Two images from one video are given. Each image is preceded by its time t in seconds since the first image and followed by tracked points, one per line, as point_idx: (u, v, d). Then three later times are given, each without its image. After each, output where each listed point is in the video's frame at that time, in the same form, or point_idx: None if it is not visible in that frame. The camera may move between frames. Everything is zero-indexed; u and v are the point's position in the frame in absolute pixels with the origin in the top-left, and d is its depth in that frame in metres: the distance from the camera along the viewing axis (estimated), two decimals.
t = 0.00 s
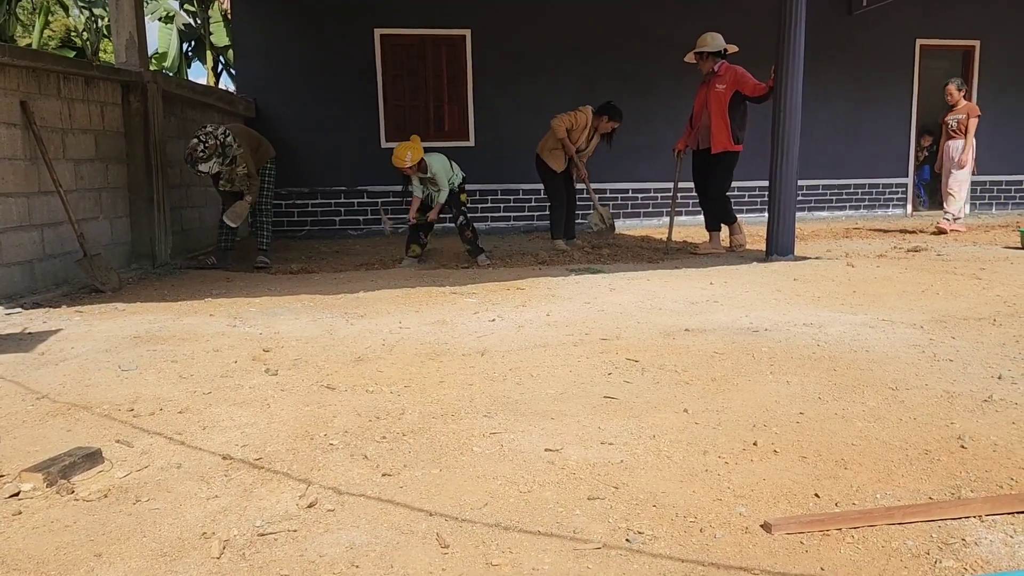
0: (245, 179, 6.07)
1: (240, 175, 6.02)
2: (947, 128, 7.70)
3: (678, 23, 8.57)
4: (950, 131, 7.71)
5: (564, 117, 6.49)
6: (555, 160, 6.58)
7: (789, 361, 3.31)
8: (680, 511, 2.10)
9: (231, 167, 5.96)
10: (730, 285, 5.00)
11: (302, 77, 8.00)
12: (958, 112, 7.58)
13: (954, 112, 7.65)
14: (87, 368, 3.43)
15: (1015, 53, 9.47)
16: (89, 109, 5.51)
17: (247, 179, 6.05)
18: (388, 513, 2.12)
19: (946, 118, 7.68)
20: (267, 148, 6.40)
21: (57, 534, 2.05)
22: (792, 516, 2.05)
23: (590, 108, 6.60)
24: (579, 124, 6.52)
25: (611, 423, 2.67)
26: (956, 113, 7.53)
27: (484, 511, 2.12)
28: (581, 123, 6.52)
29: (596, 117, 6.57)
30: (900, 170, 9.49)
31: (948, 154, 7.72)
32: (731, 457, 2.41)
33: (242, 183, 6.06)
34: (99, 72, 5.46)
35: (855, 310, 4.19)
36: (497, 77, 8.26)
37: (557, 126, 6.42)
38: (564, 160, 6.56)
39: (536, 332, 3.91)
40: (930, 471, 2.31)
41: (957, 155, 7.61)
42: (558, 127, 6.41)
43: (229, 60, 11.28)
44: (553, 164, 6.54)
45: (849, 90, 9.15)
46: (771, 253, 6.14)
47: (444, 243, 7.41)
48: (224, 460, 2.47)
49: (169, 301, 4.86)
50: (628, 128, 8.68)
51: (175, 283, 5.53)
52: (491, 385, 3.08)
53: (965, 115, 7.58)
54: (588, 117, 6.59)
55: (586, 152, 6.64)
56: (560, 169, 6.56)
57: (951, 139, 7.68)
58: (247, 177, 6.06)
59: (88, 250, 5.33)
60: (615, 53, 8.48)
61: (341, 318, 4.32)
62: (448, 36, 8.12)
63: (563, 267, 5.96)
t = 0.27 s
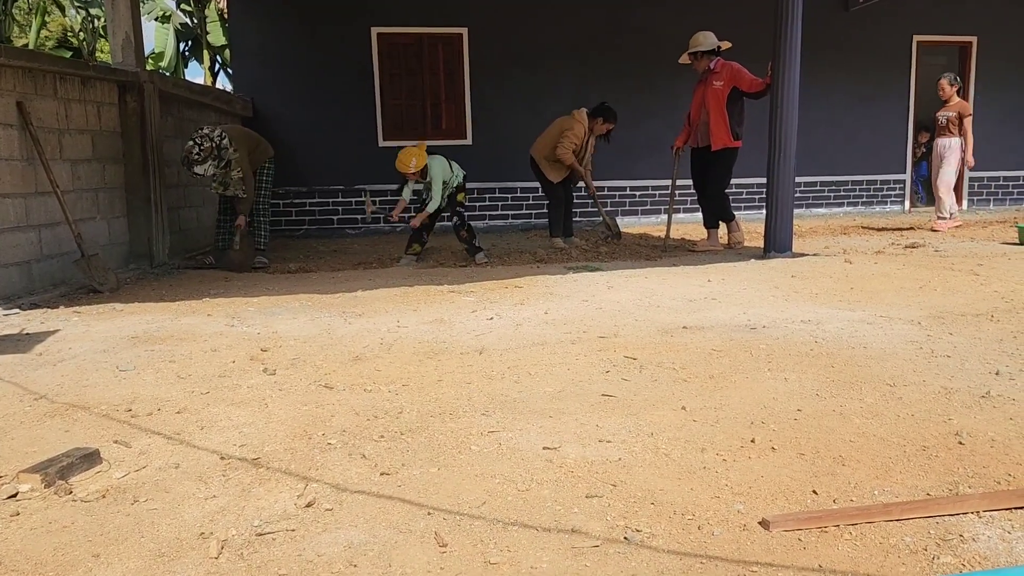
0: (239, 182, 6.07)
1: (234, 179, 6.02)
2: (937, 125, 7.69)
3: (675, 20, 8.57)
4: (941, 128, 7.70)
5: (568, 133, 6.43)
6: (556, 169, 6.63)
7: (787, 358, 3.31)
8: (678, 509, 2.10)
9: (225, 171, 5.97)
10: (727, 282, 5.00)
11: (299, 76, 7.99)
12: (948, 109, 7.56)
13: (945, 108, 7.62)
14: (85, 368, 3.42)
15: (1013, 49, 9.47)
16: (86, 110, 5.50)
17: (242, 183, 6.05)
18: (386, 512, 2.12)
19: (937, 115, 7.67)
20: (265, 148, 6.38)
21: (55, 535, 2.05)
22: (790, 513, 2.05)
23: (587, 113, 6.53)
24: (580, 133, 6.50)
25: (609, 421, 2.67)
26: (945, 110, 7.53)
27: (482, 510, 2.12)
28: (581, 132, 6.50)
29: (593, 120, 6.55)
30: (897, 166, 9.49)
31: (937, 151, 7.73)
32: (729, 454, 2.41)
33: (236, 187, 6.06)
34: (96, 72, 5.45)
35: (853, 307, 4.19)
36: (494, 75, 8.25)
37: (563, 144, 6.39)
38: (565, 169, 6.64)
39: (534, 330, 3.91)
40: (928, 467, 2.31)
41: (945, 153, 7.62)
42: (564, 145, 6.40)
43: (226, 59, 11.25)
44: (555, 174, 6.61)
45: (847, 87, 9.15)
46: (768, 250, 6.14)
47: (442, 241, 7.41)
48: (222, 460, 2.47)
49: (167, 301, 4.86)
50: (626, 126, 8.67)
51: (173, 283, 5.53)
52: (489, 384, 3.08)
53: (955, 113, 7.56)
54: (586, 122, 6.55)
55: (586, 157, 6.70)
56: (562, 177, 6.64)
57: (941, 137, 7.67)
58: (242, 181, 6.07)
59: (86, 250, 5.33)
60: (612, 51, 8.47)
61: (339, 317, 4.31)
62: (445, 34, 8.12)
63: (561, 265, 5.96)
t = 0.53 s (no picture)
0: (237, 176, 6.12)
1: (233, 173, 6.06)
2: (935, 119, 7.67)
3: (675, 19, 8.56)
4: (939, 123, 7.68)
5: (556, 123, 6.47)
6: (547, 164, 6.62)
7: (788, 356, 3.31)
8: (678, 508, 2.10)
9: (222, 165, 6.00)
10: (728, 281, 5.00)
11: (299, 76, 7.99)
12: (946, 103, 7.54)
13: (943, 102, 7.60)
14: (85, 370, 3.43)
15: (1012, 46, 9.45)
16: (85, 111, 5.50)
17: (241, 177, 6.10)
18: (386, 512, 2.12)
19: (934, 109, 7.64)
20: (265, 148, 6.35)
21: (56, 536, 2.05)
22: (790, 512, 2.05)
23: (581, 109, 6.55)
24: (571, 127, 6.51)
25: (609, 420, 2.67)
26: (942, 103, 7.49)
27: (482, 510, 2.12)
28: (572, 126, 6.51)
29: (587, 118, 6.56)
30: (897, 164, 9.48)
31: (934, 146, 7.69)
32: (729, 453, 2.41)
33: (236, 181, 6.12)
34: (95, 73, 5.45)
35: (853, 305, 4.19)
36: (493, 75, 8.25)
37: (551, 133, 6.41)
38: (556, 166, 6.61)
39: (534, 329, 3.91)
40: (928, 465, 2.30)
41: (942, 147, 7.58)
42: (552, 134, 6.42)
43: (226, 60, 11.26)
44: (545, 170, 6.60)
45: (847, 85, 9.14)
46: (769, 248, 6.13)
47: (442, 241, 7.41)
48: (222, 461, 2.47)
49: (167, 302, 4.86)
50: (625, 125, 8.67)
51: (173, 284, 5.53)
52: (489, 383, 3.08)
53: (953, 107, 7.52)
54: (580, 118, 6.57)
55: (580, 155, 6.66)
56: (552, 174, 6.61)
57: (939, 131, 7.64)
58: (240, 176, 6.13)
59: (86, 251, 5.33)
60: (612, 50, 8.47)
61: (339, 317, 4.32)
62: (444, 34, 8.11)
63: (561, 264, 5.96)
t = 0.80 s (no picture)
0: (241, 177, 6.15)
1: (236, 174, 6.11)
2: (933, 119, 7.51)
3: (676, 19, 8.57)
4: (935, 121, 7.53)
5: (556, 114, 6.50)
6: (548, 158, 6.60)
7: (790, 357, 3.30)
8: (681, 508, 2.10)
9: (225, 167, 6.03)
10: (730, 281, 4.99)
11: (301, 78, 8.00)
12: (945, 103, 7.37)
13: (940, 102, 7.44)
14: (88, 372, 3.43)
15: (1015, 45, 9.44)
16: (88, 113, 5.51)
17: (244, 177, 6.13)
18: (388, 514, 2.12)
19: (932, 108, 7.47)
20: (265, 148, 6.32)
21: (59, 538, 2.06)
22: (792, 512, 2.05)
23: (584, 105, 6.58)
24: (572, 120, 6.53)
25: (612, 421, 2.67)
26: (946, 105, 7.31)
27: (484, 511, 2.12)
28: (573, 120, 6.53)
29: (588, 115, 6.57)
30: (900, 163, 9.47)
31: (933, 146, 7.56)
32: (731, 454, 2.41)
33: (240, 181, 6.16)
34: (97, 76, 5.46)
35: (856, 305, 4.19)
36: (495, 76, 8.26)
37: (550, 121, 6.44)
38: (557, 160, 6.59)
39: (536, 330, 3.91)
40: (931, 465, 2.30)
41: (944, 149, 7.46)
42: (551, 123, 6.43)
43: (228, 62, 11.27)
44: (545, 163, 6.59)
45: (849, 85, 9.13)
46: (772, 248, 6.13)
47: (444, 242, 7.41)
48: (225, 462, 2.47)
49: (170, 304, 4.87)
50: (628, 125, 8.67)
51: (176, 286, 5.54)
52: (491, 384, 3.08)
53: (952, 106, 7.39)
54: (581, 114, 6.58)
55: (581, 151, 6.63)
56: (553, 168, 6.58)
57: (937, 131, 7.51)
58: (244, 176, 6.17)
59: (89, 253, 5.34)
60: (614, 50, 8.47)
61: (342, 318, 4.32)
62: (446, 35, 8.12)
63: (564, 265, 5.96)
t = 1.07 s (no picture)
0: (242, 188, 6.04)
1: (238, 184, 5.99)
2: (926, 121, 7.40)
3: (680, 21, 8.57)
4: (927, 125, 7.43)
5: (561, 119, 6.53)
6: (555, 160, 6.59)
7: (795, 359, 3.30)
8: (685, 511, 2.10)
9: (230, 175, 5.95)
10: (735, 283, 4.99)
11: (306, 81, 8.02)
12: (939, 104, 7.29)
13: (933, 104, 7.35)
14: (94, 374, 3.45)
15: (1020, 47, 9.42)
16: (94, 117, 5.53)
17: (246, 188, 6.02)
18: (393, 516, 2.12)
19: (925, 111, 7.37)
20: (269, 154, 6.37)
21: (66, 540, 2.06)
22: (797, 515, 2.04)
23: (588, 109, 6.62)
24: (578, 124, 6.54)
25: (616, 424, 2.67)
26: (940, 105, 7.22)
27: (489, 514, 2.12)
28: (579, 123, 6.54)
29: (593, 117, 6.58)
30: (905, 166, 9.45)
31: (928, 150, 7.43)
32: (736, 456, 2.41)
33: (241, 193, 6.03)
34: (103, 80, 5.49)
35: (861, 308, 4.18)
36: (499, 78, 8.27)
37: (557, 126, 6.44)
38: (563, 162, 6.59)
39: (541, 332, 3.92)
40: (937, 468, 2.30)
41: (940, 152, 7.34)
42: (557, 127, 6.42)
43: (234, 65, 11.31)
44: (553, 165, 6.57)
45: (853, 87, 9.12)
46: (776, 251, 6.12)
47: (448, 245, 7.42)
48: (231, 465, 2.48)
49: (175, 307, 4.88)
50: (632, 128, 8.67)
51: (181, 288, 5.56)
52: (496, 387, 3.09)
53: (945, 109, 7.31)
54: (586, 118, 6.61)
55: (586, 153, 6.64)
56: (560, 170, 6.57)
57: (931, 134, 7.39)
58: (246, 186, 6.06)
59: (95, 256, 5.36)
60: (618, 53, 8.48)
61: (347, 321, 4.33)
62: (450, 38, 8.14)
63: (568, 267, 5.96)
